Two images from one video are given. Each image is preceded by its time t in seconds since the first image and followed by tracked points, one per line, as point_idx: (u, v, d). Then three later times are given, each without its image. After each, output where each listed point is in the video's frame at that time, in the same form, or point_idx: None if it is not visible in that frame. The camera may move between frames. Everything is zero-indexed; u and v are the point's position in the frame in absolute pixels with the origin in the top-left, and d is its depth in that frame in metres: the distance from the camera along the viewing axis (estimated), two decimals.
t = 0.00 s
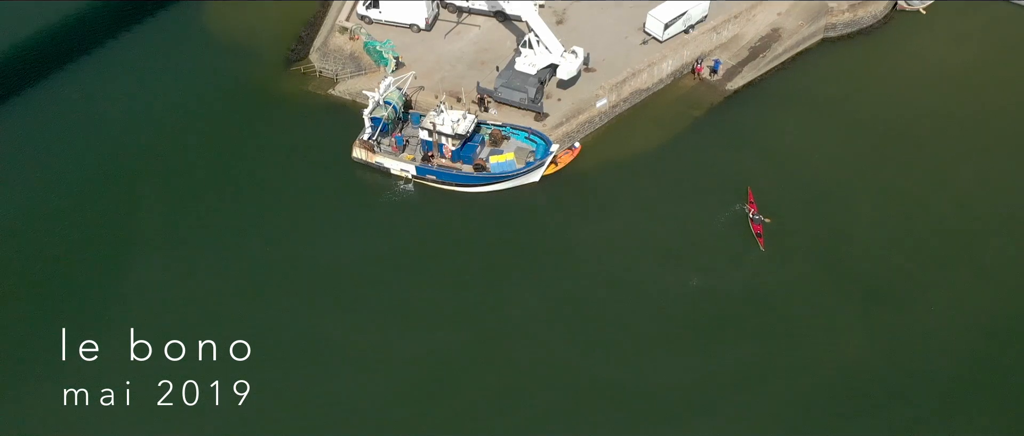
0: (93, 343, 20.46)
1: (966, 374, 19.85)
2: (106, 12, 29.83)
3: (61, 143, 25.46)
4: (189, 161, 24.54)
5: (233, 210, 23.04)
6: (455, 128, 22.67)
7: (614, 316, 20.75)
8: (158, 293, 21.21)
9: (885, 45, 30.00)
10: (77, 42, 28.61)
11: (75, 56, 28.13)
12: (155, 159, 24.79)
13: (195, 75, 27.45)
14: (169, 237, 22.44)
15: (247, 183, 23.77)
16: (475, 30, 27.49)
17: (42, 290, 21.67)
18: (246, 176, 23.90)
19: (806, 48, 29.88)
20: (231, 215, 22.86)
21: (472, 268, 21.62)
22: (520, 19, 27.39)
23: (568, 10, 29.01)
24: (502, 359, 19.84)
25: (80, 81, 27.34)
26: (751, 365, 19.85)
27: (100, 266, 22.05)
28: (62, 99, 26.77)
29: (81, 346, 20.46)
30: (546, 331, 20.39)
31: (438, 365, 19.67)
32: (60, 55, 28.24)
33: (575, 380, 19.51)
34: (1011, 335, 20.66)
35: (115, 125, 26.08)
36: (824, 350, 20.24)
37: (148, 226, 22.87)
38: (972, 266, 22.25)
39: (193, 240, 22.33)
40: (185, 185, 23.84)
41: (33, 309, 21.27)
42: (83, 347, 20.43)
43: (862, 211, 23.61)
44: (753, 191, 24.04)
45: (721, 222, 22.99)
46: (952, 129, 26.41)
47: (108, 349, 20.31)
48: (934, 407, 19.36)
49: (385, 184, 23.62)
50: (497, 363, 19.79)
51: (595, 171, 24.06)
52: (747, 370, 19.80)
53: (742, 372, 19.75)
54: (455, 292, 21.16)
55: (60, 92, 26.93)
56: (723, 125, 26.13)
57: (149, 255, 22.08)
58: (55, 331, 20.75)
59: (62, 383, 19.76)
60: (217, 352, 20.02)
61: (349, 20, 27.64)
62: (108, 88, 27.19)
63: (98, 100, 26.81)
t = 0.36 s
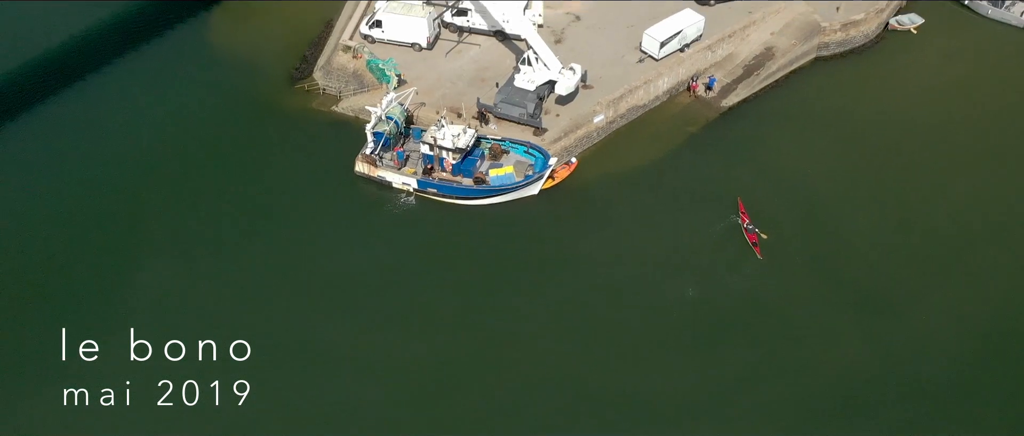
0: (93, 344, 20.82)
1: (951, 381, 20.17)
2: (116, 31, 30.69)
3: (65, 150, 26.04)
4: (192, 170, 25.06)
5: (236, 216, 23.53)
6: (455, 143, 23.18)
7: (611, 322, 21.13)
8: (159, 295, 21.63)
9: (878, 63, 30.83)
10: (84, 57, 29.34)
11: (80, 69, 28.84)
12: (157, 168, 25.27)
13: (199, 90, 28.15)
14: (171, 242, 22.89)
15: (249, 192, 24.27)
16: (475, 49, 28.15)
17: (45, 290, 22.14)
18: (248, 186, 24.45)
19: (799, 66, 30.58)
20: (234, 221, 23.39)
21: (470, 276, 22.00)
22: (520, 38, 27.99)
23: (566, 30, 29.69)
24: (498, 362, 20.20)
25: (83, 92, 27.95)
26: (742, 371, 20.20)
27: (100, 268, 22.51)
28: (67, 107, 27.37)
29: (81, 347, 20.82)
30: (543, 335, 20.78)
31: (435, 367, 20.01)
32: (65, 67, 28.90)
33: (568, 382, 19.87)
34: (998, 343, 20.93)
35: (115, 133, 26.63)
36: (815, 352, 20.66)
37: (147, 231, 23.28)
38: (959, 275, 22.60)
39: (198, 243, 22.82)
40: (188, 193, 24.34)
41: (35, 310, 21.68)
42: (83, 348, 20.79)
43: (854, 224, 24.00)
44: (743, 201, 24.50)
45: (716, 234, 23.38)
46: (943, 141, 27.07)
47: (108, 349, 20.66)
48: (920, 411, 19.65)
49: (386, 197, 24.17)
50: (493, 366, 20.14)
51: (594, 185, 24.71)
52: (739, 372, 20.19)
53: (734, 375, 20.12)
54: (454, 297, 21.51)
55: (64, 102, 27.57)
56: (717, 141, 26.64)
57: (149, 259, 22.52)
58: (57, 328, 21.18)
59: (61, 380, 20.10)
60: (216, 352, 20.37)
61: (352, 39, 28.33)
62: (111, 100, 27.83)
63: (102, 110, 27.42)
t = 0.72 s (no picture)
0: (93, 344, 21.20)
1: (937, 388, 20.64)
2: (122, 48, 31.55)
3: (71, 161, 26.74)
4: (194, 181, 25.70)
5: (237, 224, 24.10)
6: (456, 157, 23.73)
7: (605, 329, 21.61)
8: (162, 298, 22.18)
9: (870, 81, 31.50)
10: (91, 73, 30.20)
11: (88, 84, 29.69)
12: (159, 179, 25.90)
13: (202, 105, 28.85)
14: (173, 248, 23.47)
15: (250, 202, 24.84)
16: (475, 67, 28.79)
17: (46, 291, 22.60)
18: (250, 197, 25.02)
19: (794, 83, 31.15)
20: (236, 229, 23.93)
21: (468, 286, 22.47)
22: (520, 56, 28.59)
23: (564, 49, 30.33)
24: (492, 366, 20.63)
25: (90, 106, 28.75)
26: (732, 376, 20.68)
27: (102, 272, 23.04)
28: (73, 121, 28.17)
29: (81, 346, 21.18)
30: (537, 341, 21.24)
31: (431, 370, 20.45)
32: (72, 82, 29.74)
33: (561, 386, 20.29)
34: (983, 354, 21.42)
35: (119, 145, 27.32)
36: (802, 357, 21.17)
37: (150, 237, 23.85)
38: (946, 287, 23.12)
39: (200, 250, 23.37)
40: (190, 202, 24.94)
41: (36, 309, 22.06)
42: (83, 348, 21.16)
43: (843, 236, 24.54)
44: (734, 212, 25.07)
45: (709, 245, 23.89)
46: (934, 155, 27.64)
47: (108, 349, 21.09)
48: (904, 416, 20.10)
49: (387, 210, 24.61)
50: (488, 369, 20.57)
51: (591, 198, 25.23)
52: (728, 376, 20.66)
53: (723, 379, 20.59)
54: (452, 306, 21.98)
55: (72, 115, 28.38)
56: (712, 155, 27.19)
57: (151, 264, 23.09)
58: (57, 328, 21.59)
59: (61, 379, 20.48)
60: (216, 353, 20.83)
61: (356, 58, 28.99)
62: (116, 114, 28.59)
63: (107, 123, 28.17)
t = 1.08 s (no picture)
0: (93, 344, 21.88)
1: (920, 393, 21.12)
2: (130, 64, 32.47)
3: (77, 171, 27.52)
4: (196, 191, 26.39)
5: (238, 233, 24.73)
6: (456, 171, 24.29)
7: (598, 334, 22.14)
8: (163, 303, 22.83)
9: (862, 99, 32.19)
10: (100, 88, 31.10)
11: (96, 98, 30.58)
12: (162, 189, 26.61)
13: (207, 119, 29.61)
14: (176, 255, 24.10)
15: (251, 212, 25.47)
16: (476, 86, 29.45)
17: (49, 294, 23.29)
18: (252, 207, 25.67)
19: (788, 101, 31.78)
20: (237, 238, 24.56)
21: (466, 294, 23.01)
22: (520, 74, 29.25)
23: (563, 68, 31.04)
24: (487, 370, 21.15)
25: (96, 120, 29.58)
26: (719, 380, 21.22)
27: (105, 276, 23.71)
28: (80, 133, 29.00)
29: (81, 346, 21.84)
30: (531, 347, 21.76)
31: (425, 373, 20.98)
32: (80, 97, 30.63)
33: (553, 388, 20.81)
34: (969, 361, 21.89)
35: (123, 156, 28.08)
36: (790, 362, 21.70)
37: (152, 243, 24.52)
38: (934, 297, 23.61)
39: (203, 256, 24.02)
40: (192, 211, 25.65)
41: (38, 312, 22.78)
42: (83, 348, 21.82)
43: (833, 246, 25.11)
44: (726, 223, 25.65)
45: (702, 255, 24.45)
46: (923, 170, 28.26)
47: (108, 350, 21.74)
48: (888, 418, 20.59)
49: (390, 223, 25.07)
50: (482, 373, 21.07)
51: (590, 212, 25.75)
52: (715, 380, 21.20)
53: (710, 382, 21.13)
54: (450, 313, 22.41)
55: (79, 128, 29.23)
56: (706, 170, 27.79)
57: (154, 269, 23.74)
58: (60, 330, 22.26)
59: (62, 378, 21.11)
60: (215, 354, 21.47)
61: (359, 77, 29.68)
62: (122, 126, 29.40)
63: (112, 135, 28.98)
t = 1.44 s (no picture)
0: (93, 344, 22.71)
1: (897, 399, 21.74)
2: (138, 80, 33.39)
3: (82, 179, 28.32)
4: (197, 202, 27.14)
5: (239, 242, 25.47)
6: (457, 184, 24.85)
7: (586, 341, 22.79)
8: (165, 307, 23.61)
9: (855, 117, 32.86)
10: (108, 102, 32.03)
11: (102, 111, 31.50)
12: (164, 199, 27.39)
13: (210, 134, 30.37)
14: (178, 263, 24.84)
15: (251, 223, 26.20)
16: (476, 103, 30.08)
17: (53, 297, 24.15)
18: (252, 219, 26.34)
19: (783, 118, 32.39)
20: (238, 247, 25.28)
21: (464, 304, 23.61)
22: (520, 92, 29.91)
23: (561, 86, 31.70)
24: (482, 376, 21.80)
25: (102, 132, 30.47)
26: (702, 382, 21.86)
27: (107, 280, 24.51)
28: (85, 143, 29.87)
29: (81, 347, 22.68)
30: (523, 354, 22.40)
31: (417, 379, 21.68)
32: (88, 109, 31.56)
33: (543, 392, 21.50)
34: (949, 371, 22.47)
35: (126, 166, 28.89)
36: (774, 367, 22.33)
37: (155, 251, 25.33)
38: (918, 310, 24.20)
39: (204, 265, 24.75)
40: (194, 219, 26.44)
41: (40, 315, 23.64)
42: (84, 348, 22.65)
43: (821, 258, 25.74)
44: (719, 234, 26.28)
45: (692, 267, 25.06)
46: (912, 188, 28.91)
47: (108, 350, 22.53)
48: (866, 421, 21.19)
49: (391, 236, 25.63)
50: (472, 379, 21.75)
51: (588, 225, 26.26)
52: (699, 384, 21.84)
53: (693, 386, 21.78)
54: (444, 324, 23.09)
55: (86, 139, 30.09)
56: (701, 185, 28.38)
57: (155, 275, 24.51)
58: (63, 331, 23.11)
59: (63, 378, 21.89)
60: (215, 355, 22.20)
61: (361, 95, 30.35)
62: (126, 138, 30.23)
63: (116, 146, 29.84)
